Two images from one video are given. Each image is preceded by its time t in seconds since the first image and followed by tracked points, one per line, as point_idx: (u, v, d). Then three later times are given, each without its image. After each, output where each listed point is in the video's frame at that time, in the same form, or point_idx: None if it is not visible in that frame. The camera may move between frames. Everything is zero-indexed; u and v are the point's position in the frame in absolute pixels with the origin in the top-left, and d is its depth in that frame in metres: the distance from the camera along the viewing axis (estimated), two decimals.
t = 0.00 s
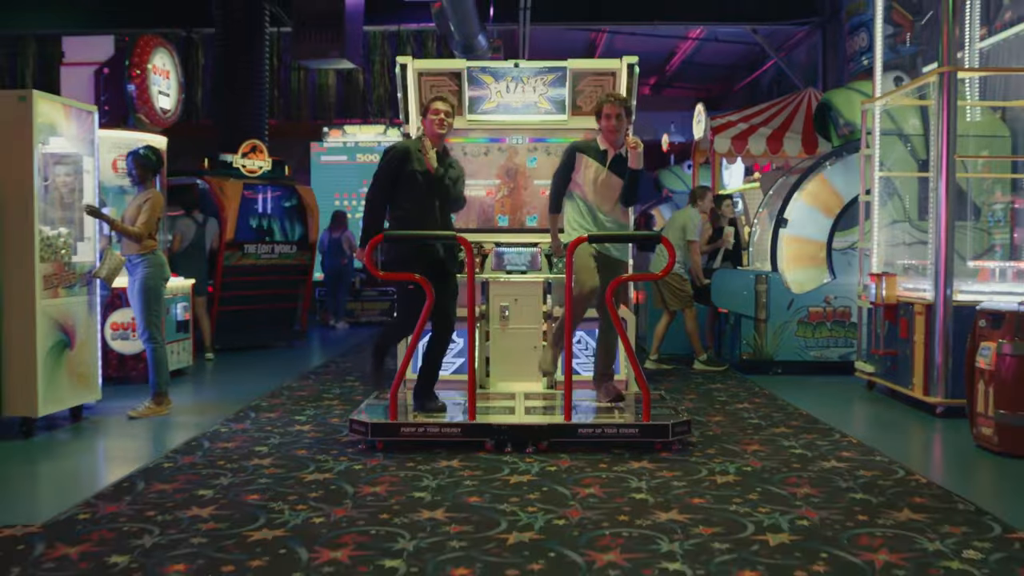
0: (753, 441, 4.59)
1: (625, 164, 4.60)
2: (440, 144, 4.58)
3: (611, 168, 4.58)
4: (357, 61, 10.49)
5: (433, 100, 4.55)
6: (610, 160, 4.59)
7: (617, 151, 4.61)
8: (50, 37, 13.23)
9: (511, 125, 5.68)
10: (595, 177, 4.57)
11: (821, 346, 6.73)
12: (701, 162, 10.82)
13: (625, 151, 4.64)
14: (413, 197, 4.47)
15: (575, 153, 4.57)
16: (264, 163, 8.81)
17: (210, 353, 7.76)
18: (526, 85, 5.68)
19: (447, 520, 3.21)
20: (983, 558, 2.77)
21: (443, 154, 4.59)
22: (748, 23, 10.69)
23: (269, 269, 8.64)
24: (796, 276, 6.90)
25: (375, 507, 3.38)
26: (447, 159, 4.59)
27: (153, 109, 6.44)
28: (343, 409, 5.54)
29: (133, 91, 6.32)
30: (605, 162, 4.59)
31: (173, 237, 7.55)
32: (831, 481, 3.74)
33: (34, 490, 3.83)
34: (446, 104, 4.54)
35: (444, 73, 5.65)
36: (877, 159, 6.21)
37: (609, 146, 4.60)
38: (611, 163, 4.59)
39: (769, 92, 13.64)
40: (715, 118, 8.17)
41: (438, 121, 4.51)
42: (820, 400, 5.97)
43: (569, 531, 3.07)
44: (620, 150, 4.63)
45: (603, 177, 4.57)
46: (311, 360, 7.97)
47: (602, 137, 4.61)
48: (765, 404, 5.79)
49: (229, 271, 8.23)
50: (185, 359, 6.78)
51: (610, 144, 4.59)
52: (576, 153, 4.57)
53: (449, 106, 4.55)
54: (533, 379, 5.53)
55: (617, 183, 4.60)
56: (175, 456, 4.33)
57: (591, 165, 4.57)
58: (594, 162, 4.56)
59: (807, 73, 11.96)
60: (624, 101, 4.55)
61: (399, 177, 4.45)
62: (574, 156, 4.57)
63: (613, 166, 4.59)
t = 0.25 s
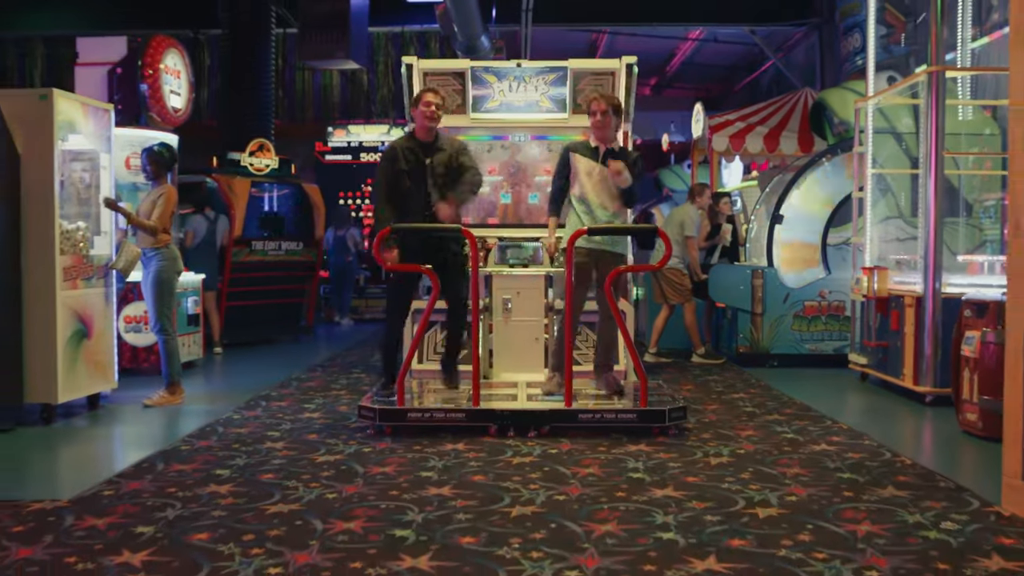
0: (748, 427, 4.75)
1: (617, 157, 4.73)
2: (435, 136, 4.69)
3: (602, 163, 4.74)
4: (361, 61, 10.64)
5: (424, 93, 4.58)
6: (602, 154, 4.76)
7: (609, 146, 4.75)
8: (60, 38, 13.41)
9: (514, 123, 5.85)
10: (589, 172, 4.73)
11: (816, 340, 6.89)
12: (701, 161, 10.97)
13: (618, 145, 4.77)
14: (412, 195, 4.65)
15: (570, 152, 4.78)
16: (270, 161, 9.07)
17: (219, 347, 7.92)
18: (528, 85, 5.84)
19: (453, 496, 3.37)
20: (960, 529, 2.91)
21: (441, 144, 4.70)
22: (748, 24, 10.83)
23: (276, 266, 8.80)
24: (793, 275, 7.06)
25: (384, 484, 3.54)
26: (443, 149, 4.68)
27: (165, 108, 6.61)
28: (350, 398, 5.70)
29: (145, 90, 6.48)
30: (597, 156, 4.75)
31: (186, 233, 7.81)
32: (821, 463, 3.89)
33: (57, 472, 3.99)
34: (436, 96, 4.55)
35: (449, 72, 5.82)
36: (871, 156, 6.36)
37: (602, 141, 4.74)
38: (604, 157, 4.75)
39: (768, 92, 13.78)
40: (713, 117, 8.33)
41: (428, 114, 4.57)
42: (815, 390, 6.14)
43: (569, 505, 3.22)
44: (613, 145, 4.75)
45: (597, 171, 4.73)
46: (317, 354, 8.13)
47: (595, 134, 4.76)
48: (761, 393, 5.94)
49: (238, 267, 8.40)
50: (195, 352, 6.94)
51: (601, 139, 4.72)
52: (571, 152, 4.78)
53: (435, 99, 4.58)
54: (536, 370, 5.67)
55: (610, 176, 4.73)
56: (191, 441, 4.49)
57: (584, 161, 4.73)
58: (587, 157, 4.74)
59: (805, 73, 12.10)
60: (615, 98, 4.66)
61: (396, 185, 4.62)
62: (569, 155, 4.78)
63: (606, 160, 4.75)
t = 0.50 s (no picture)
0: (744, 419, 4.89)
1: (602, 157, 4.87)
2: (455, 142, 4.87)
3: (587, 163, 4.89)
4: (366, 67, 10.81)
5: (445, 99, 4.73)
6: (588, 154, 4.91)
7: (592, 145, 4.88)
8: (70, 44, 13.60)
9: (517, 126, 6.02)
10: (579, 172, 4.90)
11: (813, 338, 7.04)
12: (701, 165, 11.12)
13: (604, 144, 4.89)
14: (430, 200, 4.87)
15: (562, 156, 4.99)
16: (277, 165, 9.23)
17: (228, 346, 8.08)
18: (531, 89, 6.01)
19: (459, 480, 3.52)
20: (941, 509, 3.06)
21: (459, 150, 4.87)
22: (747, 30, 10.99)
23: (284, 268, 8.97)
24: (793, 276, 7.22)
25: (393, 469, 3.69)
26: (461, 155, 4.84)
27: (177, 112, 6.78)
28: (358, 392, 5.85)
29: (158, 95, 6.65)
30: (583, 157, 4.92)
31: (199, 233, 8.02)
32: (813, 451, 4.04)
33: (76, 461, 4.12)
34: (455, 103, 4.70)
35: (454, 77, 5.98)
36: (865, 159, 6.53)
37: (586, 141, 4.89)
38: (590, 157, 4.90)
39: (768, 97, 13.94)
40: (712, 121, 8.50)
41: (449, 120, 4.72)
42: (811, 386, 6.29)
43: (570, 488, 3.37)
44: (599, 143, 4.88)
45: (585, 171, 4.89)
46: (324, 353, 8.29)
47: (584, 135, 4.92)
48: (757, 389, 6.09)
49: (246, 269, 8.58)
50: (205, 350, 7.10)
51: (586, 140, 4.89)
52: (563, 156, 4.99)
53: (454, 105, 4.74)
54: (539, 366, 5.85)
55: (598, 176, 4.88)
56: (206, 432, 4.64)
57: (573, 163, 4.92)
58: (575, 159, 4.92)
59: (804, 78, 12.26)
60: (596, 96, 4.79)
61: (409, 188, 4.85)
62: (563, 159, 4.99)
63: (595, 160, 4.89)
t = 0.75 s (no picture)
0: (741, 412, 5.04)
1: (587, 155, 5.04)
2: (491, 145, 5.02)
3: (572, 163, 5.05)
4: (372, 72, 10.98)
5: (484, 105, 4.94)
6: (573, 153, 5.07)
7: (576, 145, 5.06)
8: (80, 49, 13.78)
9: (521, 130, 6.18)
10: (564, 173, 5.04)
11: (811, 338, 7.19)
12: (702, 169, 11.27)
13: (588, 144, 5.06)
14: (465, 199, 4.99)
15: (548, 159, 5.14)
16: (286, 169, 9.41)
17: (237, 345, 8.24)
18: (534, 94, 6.16)
19: (465, 466, 3.67)
20: (925, 492, 3.21)
21: (495, 154, 5.02)
22: (748, 36, 11.15)
23: (291, 270, 9.13)
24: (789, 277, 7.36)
25: (401, 457, 3.83)
26: (498, 159, 5.01)
27: (189, 117, 6.95)
28: (365, 388, 6.00)
29: (171, 99, 6.82)
30: (568, 158, 5.08)
31: (210, 235, 8.14)
32: (806, 441, 4.19)
33: (94, 450, 4.27)
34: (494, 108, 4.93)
35: (460, 83, 6.15)
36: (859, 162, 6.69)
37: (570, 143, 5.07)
38: (575, 157, 5.06)
39: (769, 102, 14.10)
40: (712, 126, 8.66)
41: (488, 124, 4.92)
42: (809, 383, 6.45)
43: (572, 473, 3.52)
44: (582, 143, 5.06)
45: (569, 171, 5.04)
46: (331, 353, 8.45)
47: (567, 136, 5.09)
48: (755, 385, 6.24)
49: (255, 270, 8.74)
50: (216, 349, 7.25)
51: (570, 141, 5.07)
52: (549, 159, 5.14)
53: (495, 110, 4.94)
54: (542, 362, 6.00)
55: (584, 175, 5.03)
56: (221, 423, 4.79)
57: (559, 164, 5.07)
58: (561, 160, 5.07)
59: (804, 83, 12.42)
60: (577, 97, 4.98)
61: (446, 187, 4.99)
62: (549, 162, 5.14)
63: (581, 159, 5.05)
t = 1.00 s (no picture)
0: (737, 406, 5.18)
1: (577, 156, 5.22)
2: (508, 148, 5.18)
3: (563, 163, 5.21)
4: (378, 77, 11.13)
5: (503, 107, 5.09)
6: (564, 155, 5.25)
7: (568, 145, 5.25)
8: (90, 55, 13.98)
9: (524, 134, 6.34)
10: (554, 172, 5.18)
11: (808, 337, 7.35)
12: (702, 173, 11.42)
13: (578, 146, 5.25)
14: (481, 198, 5.17)
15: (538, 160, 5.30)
16: (292, 172, 9.70)
17: (246, 345, 8.40)
18: (536, 98, 6.35)
19: (470, 454, 3.81)
20: (910, 477, 3.35)
21: (511, 158, 5.18)
22: (749, 41, 11.30)
23: (298, 271, 9.30)
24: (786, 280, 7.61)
25: (409, 446, 3.98)
26: (515, 162, 5.17)
27: (199, 121, 7.11)
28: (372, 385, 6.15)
29: (183, 104, 6.98)
30: (559, 159, 5.25)
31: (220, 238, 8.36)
32: (799, 431, 4.33)
33: (112, 440, 4.43)
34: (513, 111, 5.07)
35: (465, 88, 6.29)
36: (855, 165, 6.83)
37: (561, 144, 5.25)
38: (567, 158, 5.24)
39: (769, 107, 14.25)
40: (713, 130, 8.81)
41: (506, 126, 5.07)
42: (805, 381, 6.62)
43: (573, 461, 3.67)
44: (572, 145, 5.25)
45: (560, 172, 5.18)
46: (338, 353, 8.61)
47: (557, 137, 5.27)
48: (752, 382, 6.38)
49: (263, 272, 8.91)
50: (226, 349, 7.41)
51: (561, 142, 5.25)
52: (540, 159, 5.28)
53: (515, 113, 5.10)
54: (544, 360, 6.15)
55: (575, 174, 5.19)
56: (234, 416, 4.95)
57: (549, 164, 5.22)
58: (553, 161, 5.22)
59: (803, 89, 12.57)
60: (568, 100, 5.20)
61: (465, 185, 5.17)
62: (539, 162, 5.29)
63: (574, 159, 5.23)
